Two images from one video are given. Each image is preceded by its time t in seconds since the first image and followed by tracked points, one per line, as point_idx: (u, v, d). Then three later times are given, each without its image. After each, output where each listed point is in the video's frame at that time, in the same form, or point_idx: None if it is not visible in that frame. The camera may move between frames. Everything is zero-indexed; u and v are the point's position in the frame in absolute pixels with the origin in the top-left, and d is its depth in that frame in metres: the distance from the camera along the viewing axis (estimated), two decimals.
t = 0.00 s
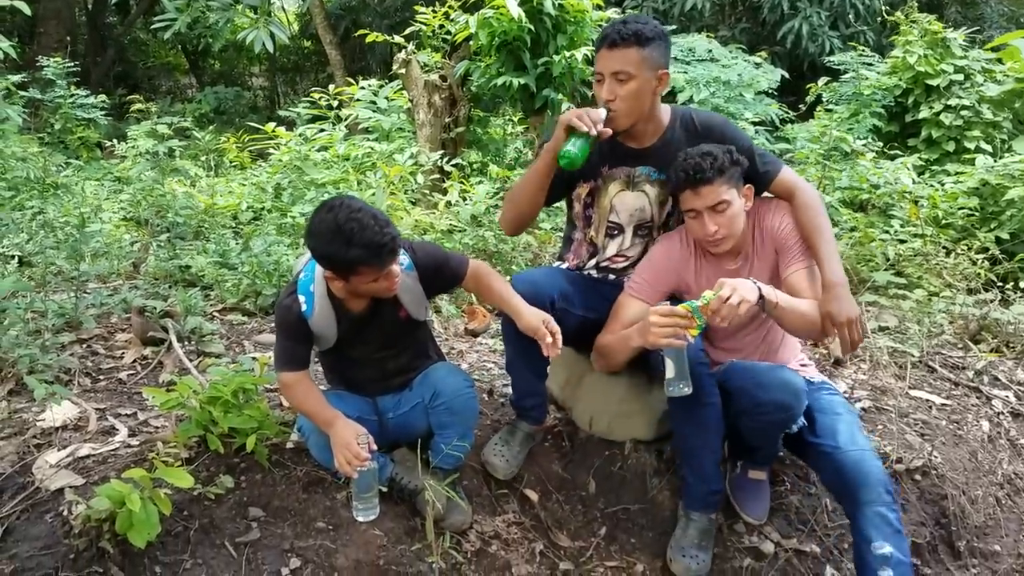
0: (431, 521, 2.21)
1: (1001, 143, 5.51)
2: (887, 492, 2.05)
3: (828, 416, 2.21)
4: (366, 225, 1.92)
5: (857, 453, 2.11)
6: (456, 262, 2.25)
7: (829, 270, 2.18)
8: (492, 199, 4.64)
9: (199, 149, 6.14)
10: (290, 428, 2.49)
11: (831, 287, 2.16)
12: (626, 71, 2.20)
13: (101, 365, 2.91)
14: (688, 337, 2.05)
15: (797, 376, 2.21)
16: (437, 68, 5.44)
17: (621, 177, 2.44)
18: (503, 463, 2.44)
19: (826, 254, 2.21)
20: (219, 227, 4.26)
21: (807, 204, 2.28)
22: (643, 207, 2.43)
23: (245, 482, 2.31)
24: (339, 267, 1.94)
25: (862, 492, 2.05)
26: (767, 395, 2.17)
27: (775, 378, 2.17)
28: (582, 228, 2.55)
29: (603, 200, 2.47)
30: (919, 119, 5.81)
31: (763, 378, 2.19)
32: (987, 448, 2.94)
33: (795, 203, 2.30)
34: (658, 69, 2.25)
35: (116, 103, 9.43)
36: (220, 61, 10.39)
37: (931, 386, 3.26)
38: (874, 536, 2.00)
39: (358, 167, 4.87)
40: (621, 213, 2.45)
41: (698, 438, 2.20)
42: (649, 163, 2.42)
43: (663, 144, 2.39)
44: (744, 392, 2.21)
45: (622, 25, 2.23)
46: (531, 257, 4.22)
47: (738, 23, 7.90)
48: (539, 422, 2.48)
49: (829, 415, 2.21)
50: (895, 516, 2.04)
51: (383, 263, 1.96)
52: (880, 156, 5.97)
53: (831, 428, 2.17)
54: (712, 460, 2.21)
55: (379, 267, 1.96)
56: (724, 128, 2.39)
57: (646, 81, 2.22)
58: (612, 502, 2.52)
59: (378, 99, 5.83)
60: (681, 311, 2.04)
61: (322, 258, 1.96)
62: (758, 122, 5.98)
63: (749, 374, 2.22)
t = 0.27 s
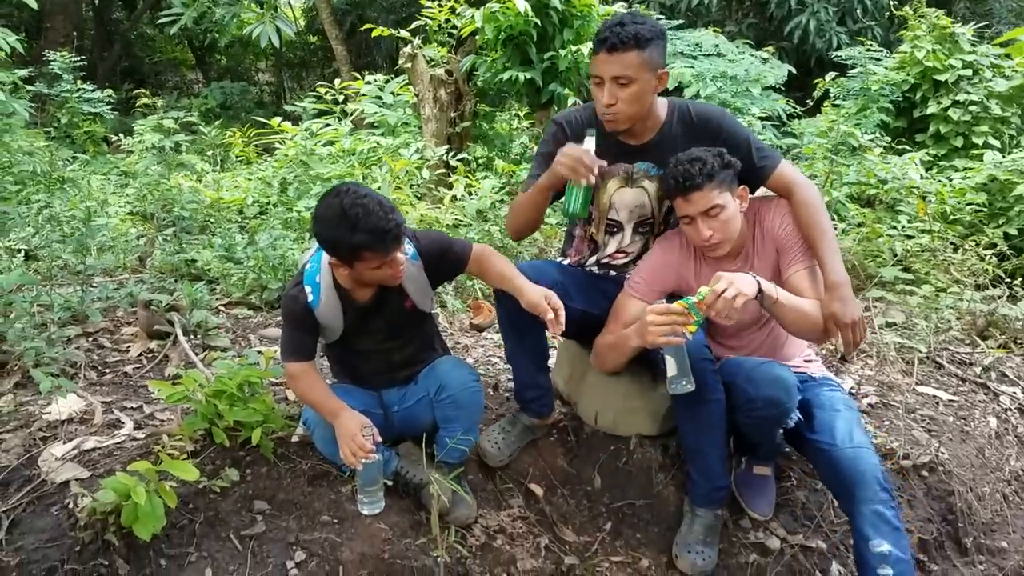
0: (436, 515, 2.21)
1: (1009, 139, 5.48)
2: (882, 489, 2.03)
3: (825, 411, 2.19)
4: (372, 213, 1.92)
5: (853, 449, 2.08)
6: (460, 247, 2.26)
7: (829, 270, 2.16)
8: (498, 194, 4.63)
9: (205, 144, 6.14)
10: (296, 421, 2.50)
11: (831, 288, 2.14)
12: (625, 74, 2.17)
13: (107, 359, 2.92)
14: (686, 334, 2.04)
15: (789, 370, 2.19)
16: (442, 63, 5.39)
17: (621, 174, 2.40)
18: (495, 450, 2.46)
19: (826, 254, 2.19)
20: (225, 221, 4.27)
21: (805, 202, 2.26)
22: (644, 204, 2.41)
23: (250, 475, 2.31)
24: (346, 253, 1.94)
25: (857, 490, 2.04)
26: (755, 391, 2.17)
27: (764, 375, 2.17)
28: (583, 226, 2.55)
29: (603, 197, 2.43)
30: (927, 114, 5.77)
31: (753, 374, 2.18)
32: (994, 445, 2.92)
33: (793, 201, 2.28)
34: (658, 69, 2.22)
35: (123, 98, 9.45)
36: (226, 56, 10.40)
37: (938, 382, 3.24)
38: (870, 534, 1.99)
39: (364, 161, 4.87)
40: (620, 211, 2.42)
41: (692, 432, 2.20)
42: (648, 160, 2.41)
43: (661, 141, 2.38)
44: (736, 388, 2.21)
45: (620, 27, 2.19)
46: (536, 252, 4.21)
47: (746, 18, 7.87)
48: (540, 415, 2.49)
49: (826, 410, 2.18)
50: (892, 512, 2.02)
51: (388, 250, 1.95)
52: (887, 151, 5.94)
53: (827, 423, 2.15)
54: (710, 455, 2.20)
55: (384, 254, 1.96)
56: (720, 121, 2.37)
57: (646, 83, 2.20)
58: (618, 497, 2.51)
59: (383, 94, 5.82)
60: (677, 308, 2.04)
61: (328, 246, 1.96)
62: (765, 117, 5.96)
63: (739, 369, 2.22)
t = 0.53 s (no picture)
0: (442, 511, 2.22)
1: (1018, 137, 5.45)
2: (881, 489, 2.02)
3: (828, 410, 2.18)
4: (372, 204, 1.93)
5: (852, 449, 2.07)
6: (463, 240, 2.26)
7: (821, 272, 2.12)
8: (504, 191, 4.63)
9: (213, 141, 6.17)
10: (303, 417, 2.52)
11: (821, 290, 2.10)
12: (620, 80, 2.14)
13: (116, 354, 2.94)
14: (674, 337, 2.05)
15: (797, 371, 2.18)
16: (450, 60, 5.41)
17: (619, 175, 2.40)
18: (496, 443, 2.50)
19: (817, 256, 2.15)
20: (232, 218, 4.29)
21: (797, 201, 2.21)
22: (645, 205, 2.40)
23: (258, 471, 2.33)
24: (348, 245, 1.95)
25: (855, 490, 2.03)
26: (764, 393, 2.16)
27: (772, 377, 2.16)
28: (584, 227, 2.53)
29: (602, 198, 2.43)
30: (935, 112, 5.75)
31: (760, 376, 2.18)
32: (1000, 443, 2.92)
33: (784, 200, 2.24)
34: (652, 70, 2.19)
35: (131, 95, 9.49)
36: (234, 53, 10.42)
37: (944, 380, 3.24)
38: (868, 535, 1.99)
39: (371, 158, 4.89)
40: (621, 212, 2.43)
41: (695, 431, 2.21)
42: (646, 159, 2.37)
43: (657, 141, 2.34)
44: (744, 389, 2.21)
45: (611, 31, 2.14)
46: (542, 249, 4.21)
47: (753, 15, 7.84)
48: (544, 412, 2.52)
49: (829, 409, 2.18)
50: (891, 513, 2.01)
51: (389, 238, 1.95)
52: (894, 149, 5.92)
53: (828, 423, 2.14)
54: (712, 455, 2.20)
55: (386, 244, 1.96)
56: (715, 117, 2.31)
57: (642, 87, 2.17)
58: (623, 494, 2.51)
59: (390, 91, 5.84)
60: (661, 312, 2.04)
61: (330, 238, 1.97)
62: (772, 114, 5.95)
63: (747, 370, 2.22)
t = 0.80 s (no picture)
0: (444, 509, 2.24)
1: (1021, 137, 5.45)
2: (869, 495, 1.98)
3: (819, 413, 2.15)
4: (375, 206, 1.94)
5: (839, 453, 2.05)
6: (464, 238, 2.29)
7: (795, 279, 2.09)
8: (507, 191, 4.64)
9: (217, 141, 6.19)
10: (306, 416, 2.54)
11: (793, 297, 2.07)
12: (607, 84, 2.15)
13: (120, 353, 2.96)
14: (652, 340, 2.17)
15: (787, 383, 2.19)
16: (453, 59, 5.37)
17: (609, 177, 2.41)
18: (498, 443, 2.51)
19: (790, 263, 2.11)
20: (236, 218, 4.31)
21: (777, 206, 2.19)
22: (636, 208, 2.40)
23: (261, 469, 2.35)
24: (349, 246, 1.96)
25: (841, 496, 2.00)
26: (753, 407, 2.20)
27: (760, 391, 2.19)
28: (578, 230, 2.54)
29: (594, 200, 2.44)
30: (937, 112, 5.75)
31: (750, 389, 2.21)
32: (1000, 443, 2.92)
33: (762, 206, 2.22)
34: (639, 73, 2.20)
35: (135, 95, 9.52)
36: (238, 53, 10.45)
37: (945, 380, 3.24)
38: (856, 542, 1.97)
39: (374, 158, 4.91)
40: (613, 214, 2.42)
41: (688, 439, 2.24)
42: (635, 161, 2.38)
43: (645, 142, 2.35)
44: (735, 403, 2.24)
45: (599, 36, 2.15)
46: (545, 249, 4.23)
47: (757, 15, 7.84)
48: (545, 411, 2.53)
49: (820, 412, 2.15)
50: (880, 518, 1.98)
51: (392, 240, 1.97)
52: (897, 149, 5.92)
53: (819, 426, 2.12)
54: (707, 462, 2.22)
55: (388, 246, 1.98)
56: (702, 119, 2.31)
57: (630, 90, 2.19)
58: (624, 493, 2.52)
59: (394, 91, 5.85)
60: (638, 316, 2.14)
61: (333, 239, 1.98)
62: (775, 114, 5.95)
63: (739, 382, 2.24)
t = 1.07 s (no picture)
0: (444, 512, 2.24)
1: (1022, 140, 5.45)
2: (871, 505, 1.94)
3: (822, 421, 2.11)
4: (385, 211, 1.95)
5: (842, 464, 1.99)
6: (468, 238, 2.31)
7: (765, 282, 2.06)
8: (509, 194, 4.65)
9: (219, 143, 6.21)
10: (307, 418, 2.54)
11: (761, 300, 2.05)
12: (600, 88, 2.15)
13: (122, 355, 2.97)
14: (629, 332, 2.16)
15: (779, 414, 2.10)
16: (455, 62, 5.38)
17: (601, 180, 2.40)
18: (498, 446, 2.51)
19: (760, 265, 2.09)
20: (238, 221, 4.33)
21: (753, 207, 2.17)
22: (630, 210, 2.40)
23: (262, 471, 2.36)
24: (357, 250, 1.97)
25: (844, 506, 1.95)
26: (743, 437, 2.12)
27: (750, 423, 2.10)
28: (572, 233, 2.54)
29: (586, 203, 2.42)
30: (938, 116, 5.76)
31: (740, 419, 2.12)
32: (1001, 446, 2.92)
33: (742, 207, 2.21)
34: (632, 76, 2.20)
35: (138, 98, 9.56)
36: (240, 55, 10.47)
37: (946, 384, 3.24)
38: (858, 553, 1.91)
39: (376, 161, 4.93)
40: (606, 217, 2.40)
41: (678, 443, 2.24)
42: (626, 164, 2.38)
43: (636, 144, 2.35)
44: (725, 428, 2.17)
45: (591, 41, 2.13)
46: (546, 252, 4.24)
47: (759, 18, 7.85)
48: (545, 414, 2.54)
49: (823, 420, 2.10)
50: (882, 529, 1.92)
51: (398, 248, 1.98)
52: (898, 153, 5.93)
53: (822, 435, 2.07)
54: (698, 469, 2.22)
55: (394, 252, 1.99)
56: (692, 120, 2.32)
57: (623, 93, 2.19)
58: (624, 496, 2.53)
59: (396, 94, 5.87)
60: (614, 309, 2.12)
61: (340, 242, 1.99)
62: (776, 117, 5.96)
63: (733, 406, 2.16)
